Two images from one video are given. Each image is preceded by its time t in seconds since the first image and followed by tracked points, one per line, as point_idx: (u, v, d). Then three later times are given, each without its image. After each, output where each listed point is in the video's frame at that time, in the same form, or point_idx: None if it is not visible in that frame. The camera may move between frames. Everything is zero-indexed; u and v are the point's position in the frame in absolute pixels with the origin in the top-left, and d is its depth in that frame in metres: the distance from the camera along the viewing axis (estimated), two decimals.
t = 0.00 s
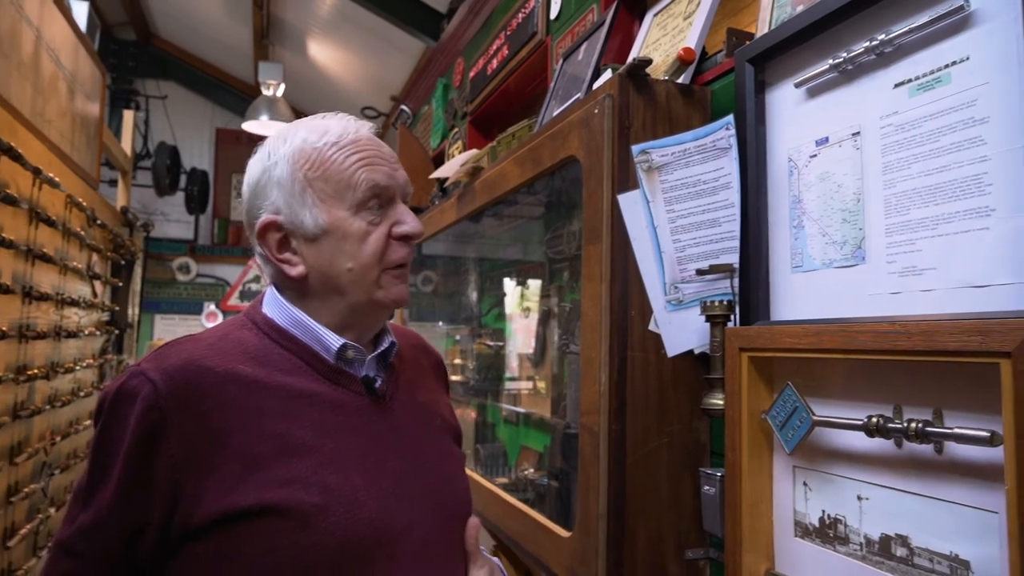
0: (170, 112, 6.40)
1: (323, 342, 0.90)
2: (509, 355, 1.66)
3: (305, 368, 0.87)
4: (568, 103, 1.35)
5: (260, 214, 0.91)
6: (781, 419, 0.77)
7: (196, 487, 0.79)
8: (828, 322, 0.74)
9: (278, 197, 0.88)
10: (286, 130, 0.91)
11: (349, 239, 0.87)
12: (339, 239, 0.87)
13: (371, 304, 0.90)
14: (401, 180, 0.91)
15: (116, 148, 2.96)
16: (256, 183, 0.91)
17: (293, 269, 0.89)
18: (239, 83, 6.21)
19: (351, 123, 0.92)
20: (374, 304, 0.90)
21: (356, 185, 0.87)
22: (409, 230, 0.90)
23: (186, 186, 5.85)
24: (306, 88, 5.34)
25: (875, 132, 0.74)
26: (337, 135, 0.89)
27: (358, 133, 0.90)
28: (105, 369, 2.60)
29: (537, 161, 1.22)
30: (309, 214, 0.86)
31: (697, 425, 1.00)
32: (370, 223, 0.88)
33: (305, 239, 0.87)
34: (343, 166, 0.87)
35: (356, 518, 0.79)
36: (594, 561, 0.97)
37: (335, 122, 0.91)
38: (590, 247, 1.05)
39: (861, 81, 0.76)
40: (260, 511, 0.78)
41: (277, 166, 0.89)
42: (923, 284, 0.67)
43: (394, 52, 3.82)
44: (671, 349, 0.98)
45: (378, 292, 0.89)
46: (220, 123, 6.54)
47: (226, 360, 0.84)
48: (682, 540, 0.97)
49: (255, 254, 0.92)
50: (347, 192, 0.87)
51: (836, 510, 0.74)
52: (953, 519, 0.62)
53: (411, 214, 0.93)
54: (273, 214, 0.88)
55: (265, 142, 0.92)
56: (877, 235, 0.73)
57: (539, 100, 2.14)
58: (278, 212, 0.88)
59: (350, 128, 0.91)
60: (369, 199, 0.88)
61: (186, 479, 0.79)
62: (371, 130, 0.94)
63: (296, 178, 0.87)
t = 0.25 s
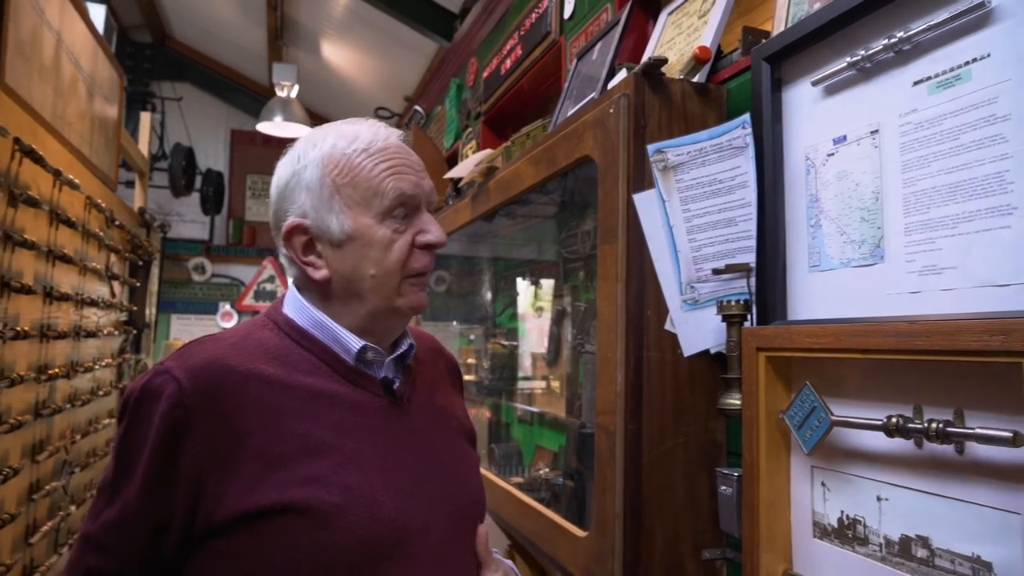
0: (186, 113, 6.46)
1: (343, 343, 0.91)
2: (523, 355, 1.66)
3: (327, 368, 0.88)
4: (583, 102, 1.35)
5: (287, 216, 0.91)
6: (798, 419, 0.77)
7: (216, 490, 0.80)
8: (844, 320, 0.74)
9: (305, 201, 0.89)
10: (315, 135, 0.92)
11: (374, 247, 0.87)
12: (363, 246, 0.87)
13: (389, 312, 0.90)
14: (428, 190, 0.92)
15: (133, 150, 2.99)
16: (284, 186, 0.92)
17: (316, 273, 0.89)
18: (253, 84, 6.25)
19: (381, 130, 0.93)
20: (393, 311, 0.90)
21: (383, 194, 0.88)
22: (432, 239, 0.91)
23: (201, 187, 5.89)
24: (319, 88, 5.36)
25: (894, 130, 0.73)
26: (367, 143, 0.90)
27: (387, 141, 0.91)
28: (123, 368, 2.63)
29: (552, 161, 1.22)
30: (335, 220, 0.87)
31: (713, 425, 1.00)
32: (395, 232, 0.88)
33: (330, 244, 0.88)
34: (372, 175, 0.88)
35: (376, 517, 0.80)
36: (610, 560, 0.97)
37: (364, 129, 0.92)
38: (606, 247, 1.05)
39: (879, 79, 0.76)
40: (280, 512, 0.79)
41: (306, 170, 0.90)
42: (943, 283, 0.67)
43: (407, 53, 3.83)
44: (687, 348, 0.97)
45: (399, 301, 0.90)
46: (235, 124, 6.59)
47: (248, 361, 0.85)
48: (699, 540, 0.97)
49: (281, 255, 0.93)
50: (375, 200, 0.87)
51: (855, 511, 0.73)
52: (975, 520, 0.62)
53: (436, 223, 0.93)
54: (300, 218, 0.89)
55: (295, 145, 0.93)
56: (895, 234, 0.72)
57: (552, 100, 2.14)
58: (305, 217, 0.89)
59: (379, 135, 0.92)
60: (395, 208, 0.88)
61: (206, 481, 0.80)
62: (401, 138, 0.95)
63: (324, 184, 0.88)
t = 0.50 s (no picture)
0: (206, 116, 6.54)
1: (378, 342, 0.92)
2: (541, 355, 1.66)
3: (362, 367, 0.89)
4: (602, 103, 1.35)
5: (315, 222, 0.93)
6: (821, 419, 0.76)
7: (253, 481, 0.81)
8: (864, 320, 0.73)
9: (332, 203, 0.91)
10: (333, 141, 0.95)
11: (403, 238, 0.89)
12: (392, 238, 0.89)
13: (419, 306, 0.92)
14: (447, 180, 0.94)
15: (156, 153, 3.04)
16: (309, 194, 0.94)
17: (349, 271, 0.91)
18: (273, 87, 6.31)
19: (394, 130, 0.95)
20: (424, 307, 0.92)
21: (406, 187, 0.90)
22: (458, 227, 0.92)
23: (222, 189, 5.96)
24: (338, 91, 5.40)
25: (917, 129, 0.73)
26: (384, 141, 0.92)
27: (402, 137, 0.93)
28: (147, 368, 2.67)
29: (571, 162, 1.23)
30: (362, 216, 0.89)
31: (734, 426, 0.99)
32: (422, 222, 0.90)
33: (360, 241, 0.90)
34: (392, 169, 0.90)
35: (403, 516, 0.81)
36: (631, 561, 0.97)
37: (380, 129, 0.94)
38: (627, 247, 1.05)
39: (901, 77, 0.75)
40: (317, 505, 0.80)
41: (330, 174, 0.92)
42: (968, 283, 0.66)
43: (424, 54, 3.86)
44: (707, 349, 0.97)
45: (429, 296, 0.92)
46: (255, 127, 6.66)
47: (289, 356, 0.87)
48: (719, 541, 0.97)
49: (311, 261, 0.95)
50: (398, 193, 0.89)
51: (878, 513, 0.73)
52: (1002, 522, 0.61)
53: (458, 211, 0.95)
54: (329, 219, 0.91)
55: (314, 156, 0.96)
56: (919, 233, 0.72)
57: (570, 100, 2.14)
58: (333, 217, 0.91)
59: (394, 133, 0.94)
60: (419, 199, 0.90)
61: (245, 472, 0.82)
62: (414, 136, 0.97)
63: (348, 183, 0.90)
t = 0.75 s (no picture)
0: (216, 120, 6.58)
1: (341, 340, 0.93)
2: (549, 357, 1.67)
3: (328, 368, 0.90)
4: (608, 106, 1.36)
5: (286, 226, 0.93)
6: (829, 421, 0.76)
7: (231, 488, 0.83)
8: (874, 322, 0.73)
9: (305, 211, 0.90)
10: (313, 145, 0.94)
11: (372, 254, 0.89)
12: (361, 253, 0.89)
13: (386, 317, 0.92)
14: (422, 198, 0.94)
15: (167, 157, 3.06)
16: (281, 197, 0.93)
17: (316, 280, 0.91)
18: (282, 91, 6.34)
19: (375, 142, 0.95)
20: (388, 316, 0.92)
21: (380, 203, 0.90)
22: (427, 246, 0.93)
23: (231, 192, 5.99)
24: (347, 94, 5.42)
25: (923, 131, 0.73)
26: (363, 153, 0.92)
27: (383, 152, 0.93)
28: (157, 370, 2.69)
29: (577, 164, 1.23)
30: (334, 229, 0.89)
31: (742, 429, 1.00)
32: (392, 240, 0.90)
33: (329, 252, 0.90)
34: (368, 184, 0.90)
35: (385, 501, 0.83)
36: (638, 563, 0.97)
37: (360, 140, 0.94)
38: (632, 250, 1.05)
39: (907, 80, 0.75)
40: (298, 502, 0.82)
41: (304, 181, 0.91)
42: (975, 284, 0.66)
43: (432, 58, 3.87)
44: (714, 351, 0.97)
45: (395, 306, 0.92)
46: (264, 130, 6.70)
47: (249, 364, 0.88)
48: (727, 543, 0.97)
49: (279, 264, 0.94)
50: (372, 209, 0.89)
51: (886, 514, 0.73)
52: (1010, 523, 0.61)
53: (430, 230, 0.95)
54: (300, 227, 0.90)
55: (293, 155, 0.94)
56: (926, 235, 0.72)
57: (577, 103, 2.14)
58: (304, 226, 0.90)
59: (375, 146, 0.94)
60: (393, 217, 0.90)
61: (221, 484, 0.83)
62: (394, 149, 0.97)
63: (322, 194, 0.90)
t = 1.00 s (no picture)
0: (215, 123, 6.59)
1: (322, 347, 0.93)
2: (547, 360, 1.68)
3: (311, 376, 0.91)
4: (606, 110, 1.36)
5: (252, 235, 0.94)
6: (823, 424, 0.76)
7: (217, 501, 0.85)
8: (867, 325, 0.74)
9: (268, 218, 0.91)
10: (270, 151, 0.95)
11: (340, 251, 0.89)
12: (329, 251, 0.89)
13: (363, 314, 0.91)
14: (385, 190, 0.93)
15: (166, 160, 3.07)
16: (246, 206, 0.95)
17: (288, 284, 0.92)
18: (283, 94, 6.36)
19: (334, 140, 0.95)
20: (366, 318, 0.92)
21: (342, 199, 0.90)
22: (396, 237, 0.92)
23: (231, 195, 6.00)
24: (347, 97, 5.44)
25: (916, 136, 0.73)
26: (321, 152, 0.92)
27: (339, 148, 0.93)
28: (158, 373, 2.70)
29: (574, 168, 1.24)
30: (299, 230, 0.89)
31: (736, 432, 1.00)
32: (360, 234, 0.90)
33: (297, 255, 0.90)
34: (328, 181, 0.90)
35: (375, 505, 0.85)
36: (635, 566, 0.98)
37: (318, 140, 0.94)
38: (629, 254, 1.08)
39: (901, 84, 0.76)
40: (284, 512, 0.84)
41: (265, 188, 0.92)
42: (968, 288, 0.67)
43: (432, 61, 3.88)
44: (710, 354, 0.98)
45: (372, 301, 0.91)
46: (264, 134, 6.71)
47: (228, 376, 0.89)
48: (723, 546, 0.98)
49: (252, 274, 0.95)
50: (334, 207, 0.89)
51: (880, 516, 0.73)
52: (1002, 525, 0.62)
53: (399, 221, 0.94)
54: (265, 234, 0.92)
55: (254, 164, 0.95)
56: (919, 239, 0.73)
57: (575, 106, 2.15)
58: (269, 232, 0.91)
59: (333, 144, 0.94)
60: (357, 211, 0.90)
61: (208, 496, 0.85)
62: (355, 146, 0.97)
63: (283, 198, 0.90)
